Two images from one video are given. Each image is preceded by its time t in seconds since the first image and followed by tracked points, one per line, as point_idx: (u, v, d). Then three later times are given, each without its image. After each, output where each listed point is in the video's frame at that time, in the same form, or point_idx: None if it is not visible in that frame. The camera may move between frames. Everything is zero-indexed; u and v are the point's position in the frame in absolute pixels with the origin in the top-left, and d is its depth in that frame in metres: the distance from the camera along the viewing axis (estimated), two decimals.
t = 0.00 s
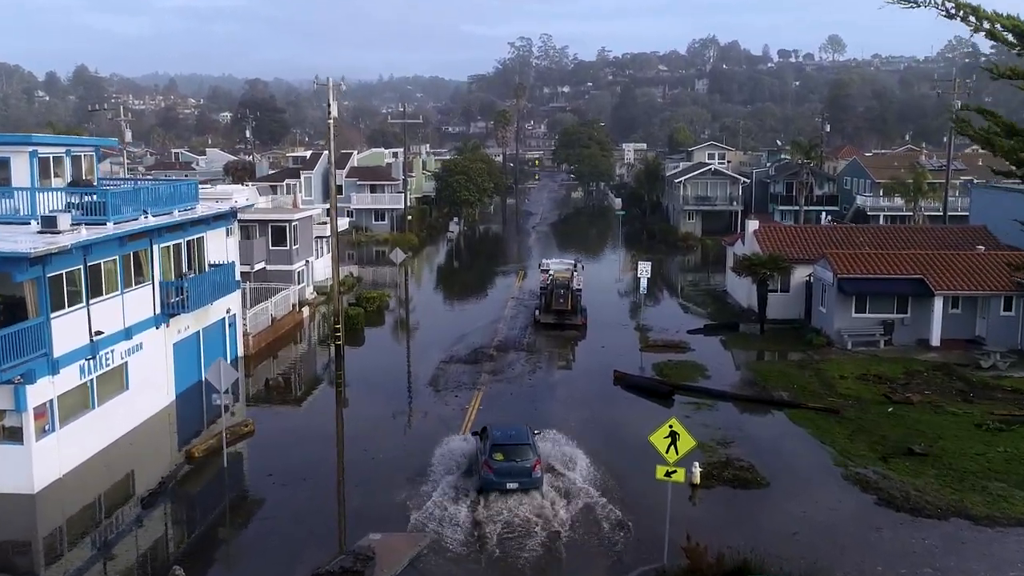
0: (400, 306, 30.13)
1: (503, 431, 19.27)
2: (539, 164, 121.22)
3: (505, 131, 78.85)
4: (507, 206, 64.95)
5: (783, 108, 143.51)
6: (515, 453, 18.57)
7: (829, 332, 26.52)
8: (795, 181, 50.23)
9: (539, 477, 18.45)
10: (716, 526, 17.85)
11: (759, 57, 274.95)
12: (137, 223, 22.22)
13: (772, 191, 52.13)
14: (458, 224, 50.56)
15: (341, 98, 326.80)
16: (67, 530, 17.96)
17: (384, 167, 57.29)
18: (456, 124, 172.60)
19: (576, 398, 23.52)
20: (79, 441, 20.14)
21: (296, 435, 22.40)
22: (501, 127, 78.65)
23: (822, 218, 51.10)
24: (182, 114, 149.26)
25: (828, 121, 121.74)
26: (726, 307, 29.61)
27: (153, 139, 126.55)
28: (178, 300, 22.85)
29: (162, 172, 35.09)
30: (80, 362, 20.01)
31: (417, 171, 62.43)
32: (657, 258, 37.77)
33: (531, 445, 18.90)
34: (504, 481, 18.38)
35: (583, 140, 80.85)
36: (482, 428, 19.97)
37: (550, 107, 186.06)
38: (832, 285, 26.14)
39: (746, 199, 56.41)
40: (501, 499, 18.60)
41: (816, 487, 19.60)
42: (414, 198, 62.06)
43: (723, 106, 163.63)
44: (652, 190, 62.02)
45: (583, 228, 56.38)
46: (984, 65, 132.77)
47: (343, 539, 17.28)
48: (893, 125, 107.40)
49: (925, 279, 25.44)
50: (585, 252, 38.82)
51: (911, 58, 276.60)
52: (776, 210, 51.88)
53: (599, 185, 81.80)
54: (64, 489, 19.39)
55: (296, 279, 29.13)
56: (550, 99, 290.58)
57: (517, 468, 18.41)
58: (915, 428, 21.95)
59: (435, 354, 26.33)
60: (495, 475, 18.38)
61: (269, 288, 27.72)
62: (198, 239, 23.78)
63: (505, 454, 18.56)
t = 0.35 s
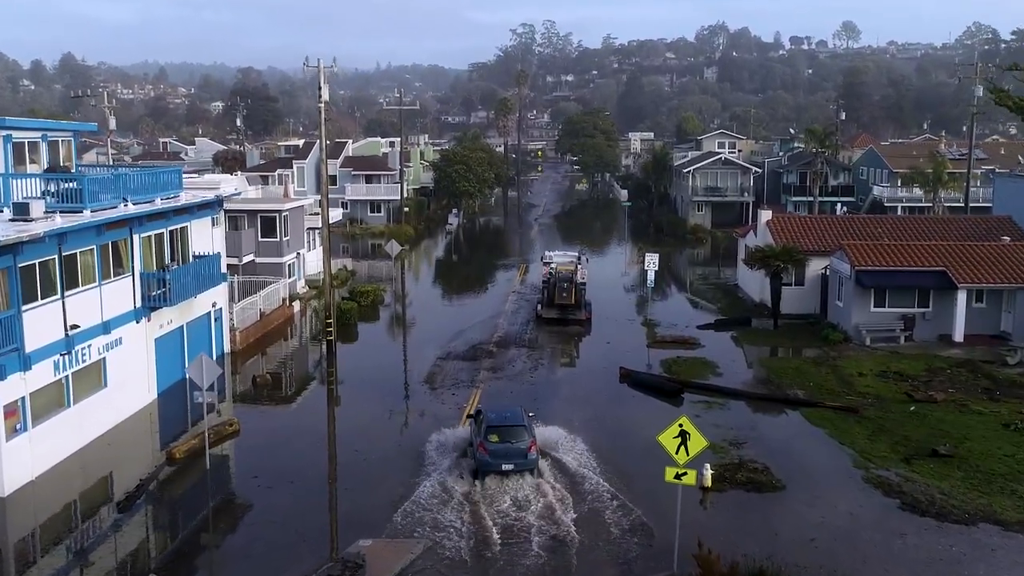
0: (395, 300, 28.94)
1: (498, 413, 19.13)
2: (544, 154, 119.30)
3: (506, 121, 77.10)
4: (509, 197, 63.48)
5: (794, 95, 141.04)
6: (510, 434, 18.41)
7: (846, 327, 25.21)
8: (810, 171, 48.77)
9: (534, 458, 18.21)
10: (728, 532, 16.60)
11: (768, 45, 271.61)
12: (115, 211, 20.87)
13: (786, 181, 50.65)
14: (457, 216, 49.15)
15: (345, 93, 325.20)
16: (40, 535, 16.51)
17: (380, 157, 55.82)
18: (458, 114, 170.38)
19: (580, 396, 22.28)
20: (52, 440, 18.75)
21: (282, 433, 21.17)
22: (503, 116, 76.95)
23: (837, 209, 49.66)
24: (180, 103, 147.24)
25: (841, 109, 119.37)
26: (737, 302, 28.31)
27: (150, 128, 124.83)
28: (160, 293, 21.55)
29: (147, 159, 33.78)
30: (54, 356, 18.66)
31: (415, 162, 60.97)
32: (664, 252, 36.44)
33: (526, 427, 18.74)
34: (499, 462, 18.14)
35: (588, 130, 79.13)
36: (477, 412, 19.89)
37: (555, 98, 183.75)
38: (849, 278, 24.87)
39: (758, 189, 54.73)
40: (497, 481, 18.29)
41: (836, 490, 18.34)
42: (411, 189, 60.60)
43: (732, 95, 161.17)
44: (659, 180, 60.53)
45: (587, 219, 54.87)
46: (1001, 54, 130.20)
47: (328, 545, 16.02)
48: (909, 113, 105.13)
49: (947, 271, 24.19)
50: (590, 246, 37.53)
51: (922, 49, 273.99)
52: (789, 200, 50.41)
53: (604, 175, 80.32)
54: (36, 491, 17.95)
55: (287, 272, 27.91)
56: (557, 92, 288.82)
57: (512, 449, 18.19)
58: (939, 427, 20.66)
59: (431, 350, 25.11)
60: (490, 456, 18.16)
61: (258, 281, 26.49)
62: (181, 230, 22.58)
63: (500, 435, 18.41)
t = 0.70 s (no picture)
0: (390, 295, 27.82)
1: (493, 394, 18.82)
2: (548, 144, 117.44)
3: (509, 110, 75.48)
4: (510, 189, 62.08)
5: (805, 83, 138.60)
6: (504, 415, 18.09)
7: (864, 322, 24.01)
8: (823, 161, 47.43)
9: (529, 439, 17.93)
10: (741, 539, 15.44)
11: (777, 33, 268.07)
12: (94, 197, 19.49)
13: (799, 171, 49.28)
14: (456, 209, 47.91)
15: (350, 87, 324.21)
16: (10, 544, 15.15)
17: (377, 147, 54.49)
18: (460, 105, 168.43)
19: (583, 394, 21.11)
20: (25, 441, 17.38)
21: (268, 431, 20.01)
22: (504, 105, 75.38)
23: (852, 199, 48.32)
24: (179, 94, 145.70)
25: (854, 97, 117.08)
26: (748, 296, 27.10)
27: (148, 118, 123.30)
28: (141, 285, 20.24)
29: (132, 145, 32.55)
30: (28, 352, 17.26)
31: (413, 152, 59.62)
32: (670, 245, 35.23)
33: (522, 408, 18.42)
34: (494, 443, 17.86)
35: (593, 119, 77.50)
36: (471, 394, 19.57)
37: (560, 88, 181.50)
38: (866, 270, 23.69)
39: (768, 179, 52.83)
40: (492, 462, 18.04)
41: (857, 494, 17.15)
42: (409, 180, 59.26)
43: (743, 83, 158.40)
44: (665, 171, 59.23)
45: (591, 211, 53.47)
46: (1017, 42, 127.87)
47: (313, 552, 14.88)
48: (927, 102, 102.83)
49: (970, 263, 23.00)
50: (593, 239, 36.34)
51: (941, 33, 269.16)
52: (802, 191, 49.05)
53: (609, 166, 78.94)
54: (7, 496, 16.57)
55: (277, 265, 26.74)
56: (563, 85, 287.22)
57: (506, 431, 17.89)
58: (964, 426, 19.45)
59: (428, 346, 23.97)
60: (485, 437, 17.86)
61: (246, 274, 25.32)
62: (163, 219, 21.37)
63: (495, 416, 18.06)
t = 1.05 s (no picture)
0: (385, 289, 26.75)
1: (486, 377, 18.61)
2: (551, 135, 115.84)
3: (510, 99, 74.06)
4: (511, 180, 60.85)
5: (816, 72, 136.50)
6: (498, 398, 17.88)
7: (882, 317, 22.86)
8: (837, 151, 46.18)
9: (523, 422, 17.70)
10: (755, 547, 14.33)
11: (789, 20, 265.46)
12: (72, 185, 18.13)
13: (812, 161, 48.02)
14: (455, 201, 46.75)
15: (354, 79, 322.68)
16: None
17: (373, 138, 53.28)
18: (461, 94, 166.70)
19: (587, 392, 20.00)
20: None
21: (255, 428, 18.93)
22: (505, 95, 74.06)
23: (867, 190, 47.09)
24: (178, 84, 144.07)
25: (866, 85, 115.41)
26: (758, 291, 25.98)
27: (144, 107, 121.95)
28: (122, 278, 18.95)
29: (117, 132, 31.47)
30: None
31: (410, 142, 58.39)
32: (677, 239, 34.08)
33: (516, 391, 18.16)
34: (488, 426, 17.60)
35: (596, 109, 76.11)
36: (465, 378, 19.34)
37: (563, 79, 179.54)
38: (884, 262, 22.55)
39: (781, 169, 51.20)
40: (486, 446, 17.71)
41: (882, 499, 16.02)
42: (406, 171, 58.10)
43: (751, 73, 156.32)
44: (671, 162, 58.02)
45: (594, 203, 52.24)
46: None
47: (297, 561, 13.81)
48: (943, 92, 100.93)
49: (994, 254, 21.87)
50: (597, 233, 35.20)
51: (953, 22, 266.28)
52: (815, 181, 47.81)
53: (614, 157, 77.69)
54: None
55: (267, 258, 25.76)
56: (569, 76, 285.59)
57: (500, 413, 17.66)
58: (991, 426, 18.29)
59: (423, 343, 22.88)
60: (479, 420, 17.61)
61: (235, 268, 24.32)
62: (145, 209, 20.07)
63: (488, 399, 17.85)
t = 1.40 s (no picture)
0: (380, 284, 25.75)
1: (479, 360, 18.27)
2: (554, 125, 114.25)
3: (511, 88, 72.80)
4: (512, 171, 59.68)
5: (826, 61, 134.75)
6: (491, 381, 17.53)
7: (900, 312, 21.76)
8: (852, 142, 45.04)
9: (518, 405, 17.33)
10: (767, 557, 13.30)
11: (799, 9, 263.64)
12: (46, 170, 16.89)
13: (825, 151, 46.87)
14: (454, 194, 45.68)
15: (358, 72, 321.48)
16: None
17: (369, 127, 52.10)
18: (461, 82, 164.84)
19: (590, 391, 18.99)
20: None
21: (243, 428, 17.93)
22: (507, 83, 72.87)
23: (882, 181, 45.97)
24: (174, 73, 142.49)
25: (879, 73, 113.78)
26: (769, 286, 24.93)
27: (139, 95, 120.45)
28: (100, 272, 17.78)
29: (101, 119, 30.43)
30: None
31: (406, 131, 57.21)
32: (685, 232, 32.99)
33: (510, 373, 17.79)
34: (481, 409, 17.23)
35: (600, 100, 74.82)
36: (458, 363, 18.99)
37: (566, 69, 177.73)
38: (902, 254, 21.46)
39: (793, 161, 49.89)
40: (481, 438, 17.06)
41: (909, 505, 14.96)
42: (404, 162, 56.95)
43: (760, 61, 154.47)
44: (678, 151, 56.84)
45: (598, 195, 51.09)
46: None
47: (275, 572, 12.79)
48: (959, 80, 99.27)
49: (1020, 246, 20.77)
50: (602, 227, 34.13)
51: (962, 12, 264.09)
52: (828, 172, 46.70)
53: (619, 147, 76.50)
54: None
55: (257, 251, 24.83)
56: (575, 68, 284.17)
57: (494, 396, 17.28)
58: (1019, 427, 17.20)
59: (420, 339, 21.88)
60: (472, 403, 17.25)
61: (222, 261, 23.38)
62: (126, 198, 18.89)
63: (482, 382, 17.49)
